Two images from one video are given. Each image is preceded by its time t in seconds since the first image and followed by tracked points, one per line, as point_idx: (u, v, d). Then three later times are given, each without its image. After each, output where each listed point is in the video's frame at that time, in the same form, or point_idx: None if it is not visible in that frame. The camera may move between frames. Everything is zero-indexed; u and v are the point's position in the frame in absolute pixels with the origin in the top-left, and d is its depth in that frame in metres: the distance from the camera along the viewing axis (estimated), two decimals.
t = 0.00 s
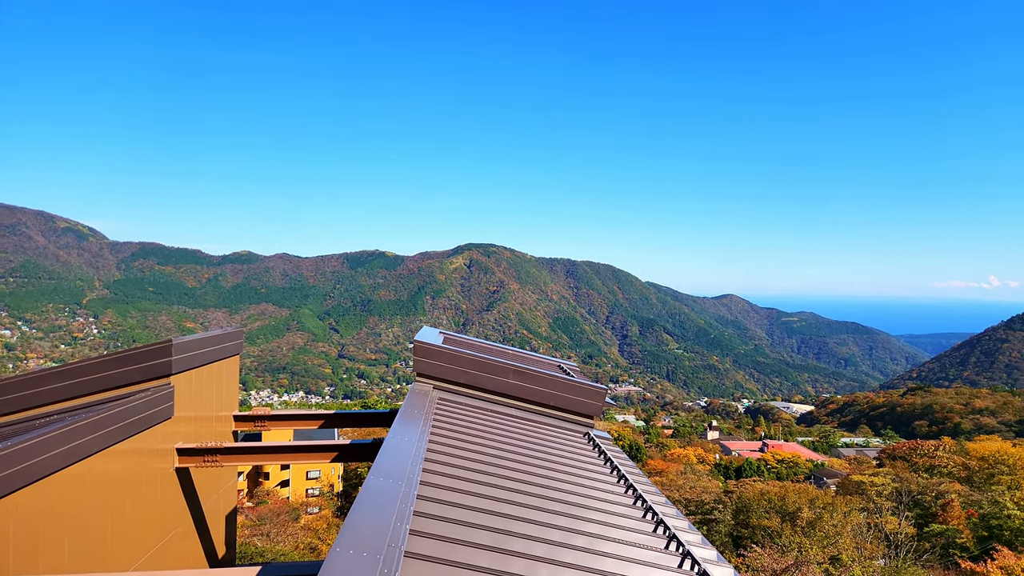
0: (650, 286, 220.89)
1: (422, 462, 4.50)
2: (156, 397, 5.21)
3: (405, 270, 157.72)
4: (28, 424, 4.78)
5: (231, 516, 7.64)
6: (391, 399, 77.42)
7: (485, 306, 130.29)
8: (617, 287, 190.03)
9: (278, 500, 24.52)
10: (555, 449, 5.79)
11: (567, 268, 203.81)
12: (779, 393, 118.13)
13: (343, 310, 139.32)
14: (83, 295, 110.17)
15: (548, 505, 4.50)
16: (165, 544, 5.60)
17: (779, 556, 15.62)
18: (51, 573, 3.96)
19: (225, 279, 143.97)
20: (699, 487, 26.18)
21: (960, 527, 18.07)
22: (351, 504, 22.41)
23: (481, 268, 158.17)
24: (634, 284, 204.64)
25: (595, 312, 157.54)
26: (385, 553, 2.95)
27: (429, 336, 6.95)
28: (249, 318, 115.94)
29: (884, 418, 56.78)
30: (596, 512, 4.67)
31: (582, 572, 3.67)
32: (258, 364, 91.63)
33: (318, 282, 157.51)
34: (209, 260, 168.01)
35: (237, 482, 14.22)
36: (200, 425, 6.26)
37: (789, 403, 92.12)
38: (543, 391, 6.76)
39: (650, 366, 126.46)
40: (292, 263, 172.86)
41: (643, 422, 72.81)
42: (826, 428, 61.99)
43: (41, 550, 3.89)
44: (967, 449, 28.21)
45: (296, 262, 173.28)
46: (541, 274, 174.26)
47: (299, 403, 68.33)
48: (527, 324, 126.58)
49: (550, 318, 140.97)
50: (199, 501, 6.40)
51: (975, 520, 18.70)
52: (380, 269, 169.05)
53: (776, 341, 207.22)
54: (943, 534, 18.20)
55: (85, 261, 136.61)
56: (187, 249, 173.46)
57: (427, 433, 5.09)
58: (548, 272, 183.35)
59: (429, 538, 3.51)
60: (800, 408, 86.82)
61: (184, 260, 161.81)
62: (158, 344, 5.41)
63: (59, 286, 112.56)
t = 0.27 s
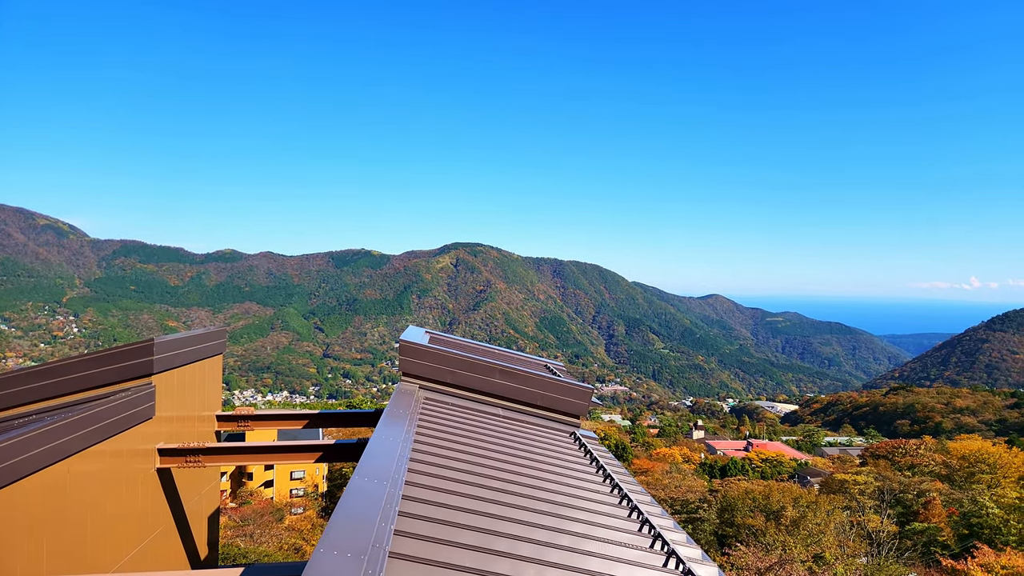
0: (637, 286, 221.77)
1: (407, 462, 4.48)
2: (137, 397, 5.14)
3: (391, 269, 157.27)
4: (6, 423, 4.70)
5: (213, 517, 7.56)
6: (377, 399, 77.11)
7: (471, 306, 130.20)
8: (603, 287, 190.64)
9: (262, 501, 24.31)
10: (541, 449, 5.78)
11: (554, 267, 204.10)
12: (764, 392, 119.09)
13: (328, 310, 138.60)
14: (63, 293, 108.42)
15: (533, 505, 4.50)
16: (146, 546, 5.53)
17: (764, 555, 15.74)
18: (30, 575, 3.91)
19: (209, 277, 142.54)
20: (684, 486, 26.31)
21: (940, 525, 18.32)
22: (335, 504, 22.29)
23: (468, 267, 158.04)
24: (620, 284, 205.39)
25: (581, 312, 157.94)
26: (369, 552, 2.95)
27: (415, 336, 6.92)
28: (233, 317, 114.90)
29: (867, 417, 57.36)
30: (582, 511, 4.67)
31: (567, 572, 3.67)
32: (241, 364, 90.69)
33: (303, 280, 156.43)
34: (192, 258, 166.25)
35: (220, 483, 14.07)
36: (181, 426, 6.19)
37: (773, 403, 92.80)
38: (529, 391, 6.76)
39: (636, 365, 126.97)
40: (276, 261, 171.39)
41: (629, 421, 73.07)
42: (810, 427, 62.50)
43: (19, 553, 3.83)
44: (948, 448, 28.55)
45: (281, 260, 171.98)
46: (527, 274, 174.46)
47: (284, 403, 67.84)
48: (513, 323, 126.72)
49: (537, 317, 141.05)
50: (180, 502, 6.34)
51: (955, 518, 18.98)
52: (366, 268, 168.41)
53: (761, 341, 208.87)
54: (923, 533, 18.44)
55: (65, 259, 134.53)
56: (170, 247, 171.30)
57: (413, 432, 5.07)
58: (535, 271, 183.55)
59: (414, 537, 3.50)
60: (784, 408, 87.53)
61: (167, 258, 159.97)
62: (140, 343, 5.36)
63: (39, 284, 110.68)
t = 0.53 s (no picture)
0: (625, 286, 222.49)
1: (395, 461, 4.47)
2: (121, 397, 5.09)
3: (380, 269, 156.90)
4: None
5: (198, 518, 7.50)
6: (365, 398, 76.85)
7: (460, 306, 130.13)
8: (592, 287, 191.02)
9: (249, 501, 24.18)
10: (530, 448, 5.79)
11: (543, 267, 204.28)
12: (751, 391, 119.94)
13: (316, 309, 137.99)
14: (47, 292, 106.93)
15: (520, 504, 4.51)
16: (131, 547, 5.48)
17: (751, 553, 15.83)
18: None
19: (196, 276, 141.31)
20: (672, 484, 26.43)
21: (925, 522, 18.53)
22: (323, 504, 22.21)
23: (457, 266, 157.91)
24: (609, 284, 205.99)
25: (570, 311, 158.24)
26: (356, 552, 2.94)
27: (403, 335, 6.90)
28: (219, 316, 113.98)
29: (853, 416, 57.84)
30: (569, 510, 4.69)
31: (556, 571, 3.68)
32: (228, 363, 89.87)
33: (291, 279, 155.48)
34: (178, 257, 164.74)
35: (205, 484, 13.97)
36: (167, 425, 6.15)
37: (761, 402, 93.37)
38: (517, 391, 6.77)
39: (625, 365, 127.38)
40: (263, 260, 170.06)
41: (618, 420, 73.33)
42: (797, 426, 62.91)
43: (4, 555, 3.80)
44: (933, 446, 28.82)
45: (268, 259, 170.85)
46: (517, 273, 174.56)
47: (272, 403, 67.42)
48: (502, 322, 127.05)
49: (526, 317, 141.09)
50: (166, 503, 6.29)
51: (940, 516, 19.20)
52: (354, 268, 167.90)
53: (749, 340, 210.10)
54: (909, 530, 18.63)
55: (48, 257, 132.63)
56: (155, 246, 169.32)
57: (401, 432, 5.06)
58: (524, 271, 183.69)
59: (403, 537, 3.50)
60: (771, 407, 88.06)
61: (152, 257, 158.43)
62: (125, 342, 5.32)
63: (22, 282, 109.01)
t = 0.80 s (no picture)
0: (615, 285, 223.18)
1: (384, 460, 4.47)
2: (105, 397, 5.03)
3: (369, 268, 156.43)
4: None
5: (187, 518, 7.47)
6: (354, 398, 76.58)
7: (449, 305, 130.13)
8: (582, 286, 191.47)
9: (236, 501, 24.01)
10: (518, 447, 5.79)
11: (532, 266, 204.46)
12: (740, 390, 120.81)
13: (304, 308, 137.38)
14: (30, 290, 105.36)
15: (510, 504, 4.51)
16: (117, 549, 5.44)
17: (739, 550, 15.92)
18: None
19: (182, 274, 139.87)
20: (661, 482, 26.53)
21: (911, 520, 18.73)
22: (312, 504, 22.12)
23: (446, 265, 157.79)
24: (598, 283, 206.55)
25: (560, 311, 158.57)
26: (344, 552, 2.93)
27: (392, 334, 6.88)
28: (205, 315, 113.05)
29: (840, 414, 58.33)
30: (560, 510, 4.68)
31: (545, 569, 3.68)
32: (215, 363, 89.05)
33: (279, 278, 154.53)
34: (164, 255, 163.17)
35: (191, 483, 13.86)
36: (154, 425, 6.10)
37: (749, 401, 93.94)
38: (506, 390, 6.77)
39: (614, 364, 127.79)
40: (250, 259, 168.65)
41: (607, 419, 73.55)
42: (784, 424, 63.35)
43: None
44: (918, 444, 29.13)
45: (256, 258, 169.70)
46: (506, 272, 174.62)
47: (260, 403, 67.00)
48: (491, 321, 127.37)
49: (515, 316, 141.23)
50: (152, 504, 6.25)
51: (926, 513, 19.41)
52: (342, 266, 167.27)
53: (738, 339, 211.37)
54: (895, 527, 18.86)
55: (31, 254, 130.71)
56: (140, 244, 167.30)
57: (390, 430, 5.06)
58: (513, 270, 183.78)
59: (390, 536, 3.49)
60: (760, 405, 88.67)
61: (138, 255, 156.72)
62: (110, 341, 5.27)
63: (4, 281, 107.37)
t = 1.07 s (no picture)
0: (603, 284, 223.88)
1: (371, 460, 4.45)
2: (88, 398, 4.97)
3: (356, 267, 155.90)
4: None
5: (171, 519, 7.41)
6: (341, 398, 76.22)
7: (437, 304, 129.95)
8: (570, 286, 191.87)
9: (222, 502, 23.83)
10: (506, 446, 5.79)
11: (521, 265, 204.57)
12: (727, 388, 121.56)
13: (291, 307, 136.61)
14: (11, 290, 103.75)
15: (497, 502, 4.51)
16: (101, 549, 5.39)
17: (726, 548, 16.03)
18: None
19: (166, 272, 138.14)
20: (649, 481, 26.63)
21: (895, 516, 18.95)
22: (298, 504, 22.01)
23: (435, 265, 157.54)
24: (587, 282, 207.08)
25: (548, 310, 158.76)
26: (331, 552, 2.93)
27: (379, 334, 6.84)
28: (191, 315, 112.03)
29: (826, 412, 58.84)
30: (547, 508, 4.69)
31: (532, 570, 3.68)
32: (200, 363, 88.06)
33: (266, 277, 153.47)
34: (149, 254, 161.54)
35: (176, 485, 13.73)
36: (137, 425, 6.04)
37: (736, 399, 94.56)
38: (495, 389, 6.76)
39: (603, 363, 128.13)
40: (236, 258, 167.16)
41: (596, 418, 73.76)
42: (771, 423, 63.80)
43: None
44: (902, 441, 29.44)
45: (242, 257, 168.43)
46: (494, 271, 174.60)
47: (246, 403, 66.53)
48: (480, 320, 127.39)
49: (504, 315, 141.26)
50: (137, 504, 6.19)
51: (910, 509, 19.62)
52: (330, 265, 166.52)
53: (725, 338, 212.69)
54: (880, 524, 19.07)
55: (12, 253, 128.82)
56: (123, 242, 164.98)
57: (376, 430, 5.03)
58: (501, 269, 183.84)
59: (377, 537, 3.47)
60: (746, 404, 89.26)
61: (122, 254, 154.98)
62: (93, 341, 5.22)
63: None
